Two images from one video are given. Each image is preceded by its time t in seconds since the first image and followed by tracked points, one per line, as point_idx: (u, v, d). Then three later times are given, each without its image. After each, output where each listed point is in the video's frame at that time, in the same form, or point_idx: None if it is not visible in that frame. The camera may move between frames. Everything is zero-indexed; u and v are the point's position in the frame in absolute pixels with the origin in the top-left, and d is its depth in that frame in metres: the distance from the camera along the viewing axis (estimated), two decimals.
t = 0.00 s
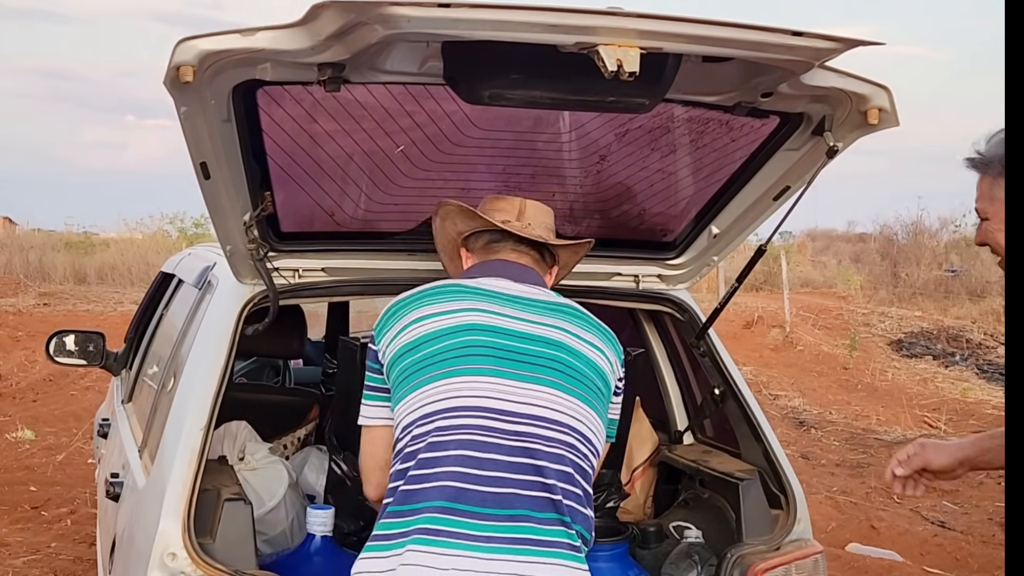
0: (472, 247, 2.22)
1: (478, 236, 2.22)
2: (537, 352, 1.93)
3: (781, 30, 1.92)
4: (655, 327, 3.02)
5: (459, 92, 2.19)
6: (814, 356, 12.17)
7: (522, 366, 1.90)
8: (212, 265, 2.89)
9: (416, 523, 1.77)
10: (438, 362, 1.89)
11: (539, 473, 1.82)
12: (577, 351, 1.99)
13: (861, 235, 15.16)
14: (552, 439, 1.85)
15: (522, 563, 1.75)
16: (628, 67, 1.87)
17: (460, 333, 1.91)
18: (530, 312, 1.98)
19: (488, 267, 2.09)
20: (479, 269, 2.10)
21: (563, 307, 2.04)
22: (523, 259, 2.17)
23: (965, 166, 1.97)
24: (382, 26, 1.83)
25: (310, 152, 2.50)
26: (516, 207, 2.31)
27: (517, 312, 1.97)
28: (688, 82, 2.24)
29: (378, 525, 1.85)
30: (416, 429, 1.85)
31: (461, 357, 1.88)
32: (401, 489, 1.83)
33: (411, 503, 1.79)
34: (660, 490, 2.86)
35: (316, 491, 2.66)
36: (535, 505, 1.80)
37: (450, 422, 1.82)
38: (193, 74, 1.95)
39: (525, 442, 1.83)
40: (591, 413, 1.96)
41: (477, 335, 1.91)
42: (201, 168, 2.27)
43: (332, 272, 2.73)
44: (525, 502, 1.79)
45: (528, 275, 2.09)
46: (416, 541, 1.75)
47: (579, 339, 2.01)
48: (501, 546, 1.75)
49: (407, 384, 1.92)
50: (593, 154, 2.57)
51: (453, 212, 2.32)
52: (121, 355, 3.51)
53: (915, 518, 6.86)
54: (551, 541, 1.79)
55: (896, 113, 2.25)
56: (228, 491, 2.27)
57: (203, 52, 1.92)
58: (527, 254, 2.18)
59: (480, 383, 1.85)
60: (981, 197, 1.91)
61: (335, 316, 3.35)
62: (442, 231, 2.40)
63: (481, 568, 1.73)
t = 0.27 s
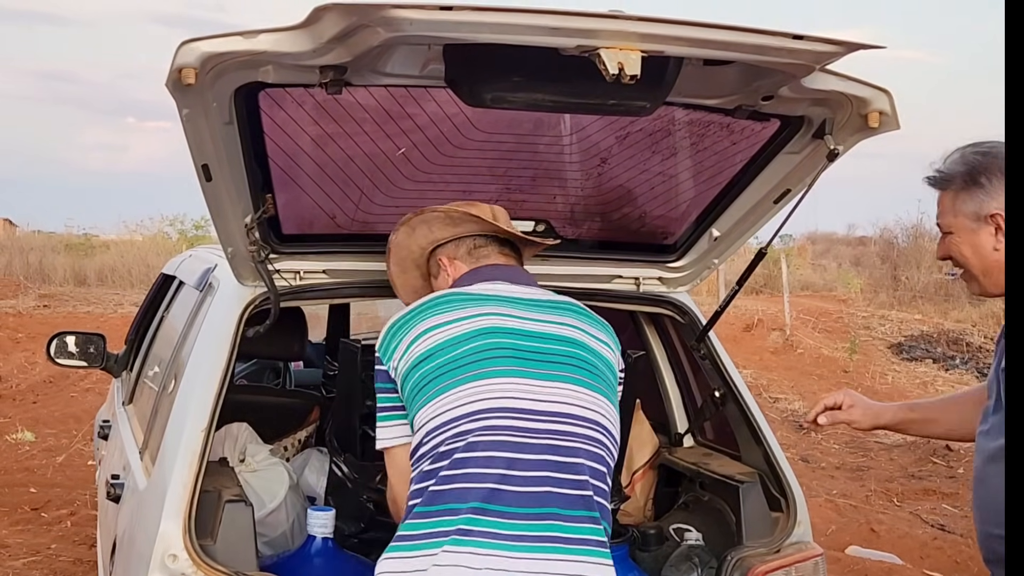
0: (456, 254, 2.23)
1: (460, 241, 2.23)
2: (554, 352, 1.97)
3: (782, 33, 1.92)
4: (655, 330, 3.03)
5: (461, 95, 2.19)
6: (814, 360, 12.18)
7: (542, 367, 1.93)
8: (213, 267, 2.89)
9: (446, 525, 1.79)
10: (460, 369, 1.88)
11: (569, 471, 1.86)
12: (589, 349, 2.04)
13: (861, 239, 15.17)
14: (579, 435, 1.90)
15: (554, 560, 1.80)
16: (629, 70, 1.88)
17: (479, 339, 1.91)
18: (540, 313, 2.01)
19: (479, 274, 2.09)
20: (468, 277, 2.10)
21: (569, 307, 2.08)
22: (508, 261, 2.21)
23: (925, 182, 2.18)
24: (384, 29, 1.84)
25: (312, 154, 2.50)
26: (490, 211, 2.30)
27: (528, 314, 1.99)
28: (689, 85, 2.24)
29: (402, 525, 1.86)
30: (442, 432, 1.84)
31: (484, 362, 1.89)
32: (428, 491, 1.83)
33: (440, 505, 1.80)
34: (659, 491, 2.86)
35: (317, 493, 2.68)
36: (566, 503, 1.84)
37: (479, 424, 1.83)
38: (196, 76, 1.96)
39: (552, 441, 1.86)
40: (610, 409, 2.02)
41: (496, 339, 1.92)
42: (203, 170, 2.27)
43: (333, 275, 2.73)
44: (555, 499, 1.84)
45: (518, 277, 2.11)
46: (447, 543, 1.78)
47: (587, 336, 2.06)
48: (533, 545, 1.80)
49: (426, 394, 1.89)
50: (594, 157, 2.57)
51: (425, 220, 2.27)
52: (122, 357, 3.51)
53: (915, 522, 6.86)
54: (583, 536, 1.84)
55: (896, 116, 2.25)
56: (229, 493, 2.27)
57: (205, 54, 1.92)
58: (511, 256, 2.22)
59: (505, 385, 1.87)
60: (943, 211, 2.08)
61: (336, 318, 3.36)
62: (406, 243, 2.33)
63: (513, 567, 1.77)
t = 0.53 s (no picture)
0: (429, 265, 2.16)
1: (431, 252, 2.17)
2: (564, 359, 1.98)
3: (783, 38, 1.93)
4: (655, 333, 3.03)
5: (463, 99, 2.19)
6: (814, 363, 12.19)
7: (556, 375, 1.94)
8: (215, 270, 2.89)
9: (481, 543, 1.78)
10: (478, 383, 1.87)
11: (594, 479, 1.89)
12: (592, 353, 2.07)
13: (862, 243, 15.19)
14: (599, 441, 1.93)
15: (589, 568, 1.83)
16: (631, 74, 1.88)
17: (491, 351, 1.91)
18: (543, 320, 2.02)
19: (459, 284, 2.06)
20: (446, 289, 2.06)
21: (568, 311, 2.10)
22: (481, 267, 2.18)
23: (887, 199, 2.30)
24: (386, 33, 1.84)
25: (314, 158, 2.50)
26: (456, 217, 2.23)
27: (533, 321, 2.00)
28: (691, 89, 2.25)
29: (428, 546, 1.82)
30: (468, 451, 1.82)
31: (499, 374, 1.89)
32: (456, 509, 1.82)
33: (471, 522, 1.79)
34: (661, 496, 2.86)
35: (318, 497, 2.69)
36: (593, 509, 1.87)
37: (506, 440, 1.83)
38: (198, 80, 1.96)
39: (573, 450, 1.88)
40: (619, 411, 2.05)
41: (507, 350, 1.92)
42: (205, 173, 2.27)
43: (334, 277, 2.72)
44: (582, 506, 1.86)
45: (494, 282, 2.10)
46: (482, 561, 1.77)
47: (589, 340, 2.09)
48: (568, 555, 1.82)
49: (444, 413, 1.86)
50: (596, 160, 2.57)
51: (398, 232, 2.20)
52: (122, 360, 3.52)
53: (915, 525, 6.87)
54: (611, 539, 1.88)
55: (898, 120, 2.25)
56: (230, 496, 2.27)
57: (208, 58, 1.92)
58: (485, 260, 2.19)
59: (524, 397, 1.87)
60: (907, 228, 2.20)
61: (337, 321, 3.36)
62: (372, 256, 2.24)
63: None
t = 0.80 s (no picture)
0: (424, 263, 2.15)
1: (427, 250, 2.16)
2: (565, 359, 1.98)
3: (785, 41, 1.93)
4: (656, 336, 3.03)
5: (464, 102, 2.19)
6: (814, 366, 12.19)
7: (556, 376, 1.94)
8: (216, 272, 2.89)
9: (481, 544, 1.78)
10: (477, 385, 1.86)
11: (595, 479, 1.89)
12: (593, 352, 2.06)
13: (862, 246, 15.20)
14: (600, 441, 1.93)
15: (590, 569, 1.84)
16: (633, 77, 1.88)
17: (492, 351, 1.90)
18: (543, 319, 2.02)
19: (457, 282, 2.04)
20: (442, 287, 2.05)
21: (568, 309, 2.09)
22: (476, 264, 2.17)
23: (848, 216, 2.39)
24: (388, 36, 1.84)
25: (315, 160, 2.50)
26: (450, 214, 2.22)
27: (533, 321, 2.00)
28: (692, 92, 2.25)
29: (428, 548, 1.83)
30: (468, 452, 1.82)
31: (500, 375, 1.88)
32: (457, 510, 1.82)
33: (472, 523, 1.80)
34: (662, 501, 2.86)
35: (319, 499, 2.65)
36: (594, 510, 1.87)
37: (507, 441, 1.83)
38: (200, 82, 1.96)
39: (574, 450, 1.88)
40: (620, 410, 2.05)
41: (508, 351, 1.92)
42: (206, 175, 2.27)
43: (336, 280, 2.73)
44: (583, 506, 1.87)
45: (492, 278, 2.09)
46: (484, 562, 1.78)
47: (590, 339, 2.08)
48: (569, 556, 1.82)
49: (442, 413, 1.86)
50: (597, 163, 2.57)
51: (392, 232, 2.18)
52: (122, 363, 3.51)
53: (915, 529, 6.87)
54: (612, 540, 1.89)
55: (898, 124, 2.27)
56: (231, 498, 2.27)
57: (210, 60, 1.92)
58: (479, 257, 2.18)
59: (525, 398, 1.87)
60: (869, 246, 2.28)
61: (338, 323, 3.35)
62: (367, 253, 2.23)
63: None
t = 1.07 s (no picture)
0: (434, 280, 2.17)
1: (437, 266, 2.16)
2: (563, 369, 1.98)
3: (785, 43, 1.93)
4: (657, 338, 3.04)
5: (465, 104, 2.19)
6: (813, 367, 12.20)
7: (552, 386, 1.94)
8: (217, 274, 2.89)
9: (472, 550, 1.78)
10: (473, 393, 1.87)
11: (588, 488, 1.88)
12: (593, 365, 2.06)
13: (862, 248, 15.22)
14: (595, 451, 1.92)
15: None
16: (634, 80, 1.88)
17: (487, 361, 1.91)
18: (543, 330, 2.02)
19: (463, 298, 2.05)
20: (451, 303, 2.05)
21: (568, 322, 2.10)
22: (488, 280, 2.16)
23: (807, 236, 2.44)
24: (390, 39, 1.84)
25: (315, 162, 2.50)
26: (462, 230, 2.23)
27: (533, 332, 2.00)
28: (693, 94, 2.25)
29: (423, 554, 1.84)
30: (460, 459, 1.83)
31: (496, 383, 1.89)
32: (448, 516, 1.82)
33: (462, 530, 1.80)
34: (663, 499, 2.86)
35: (320, 501, 2.65)
36: (586, 519, 1.86)
37: (498, 448, 1.83)
38: (202, 85, 1.96)
39: (567, 459, 1.88)
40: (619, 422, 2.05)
41: (504, 360, 1.92)
42: (207, 178, 2.27)
43: (337, 282, 2.73)
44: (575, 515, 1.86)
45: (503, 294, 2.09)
46: (473, 568, 1.78)
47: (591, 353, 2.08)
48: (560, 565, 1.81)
49: (438, 421, 1.87)
50: (598, 165, 2.58)
51: (400, 249, 2.20)
52: (123, 365, 3.52)
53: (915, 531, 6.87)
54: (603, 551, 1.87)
55: (899, 125, 2.27)
56: (232, 500, 2.27)
57: (211, 63, 1.93)
58: (491, 274, 2.16)
59: (521, 406, 1.88)
60: (821, 262, 2.32)
61: (339, 326, 3.35)
62: (381, 269, 2.26)
63: None
